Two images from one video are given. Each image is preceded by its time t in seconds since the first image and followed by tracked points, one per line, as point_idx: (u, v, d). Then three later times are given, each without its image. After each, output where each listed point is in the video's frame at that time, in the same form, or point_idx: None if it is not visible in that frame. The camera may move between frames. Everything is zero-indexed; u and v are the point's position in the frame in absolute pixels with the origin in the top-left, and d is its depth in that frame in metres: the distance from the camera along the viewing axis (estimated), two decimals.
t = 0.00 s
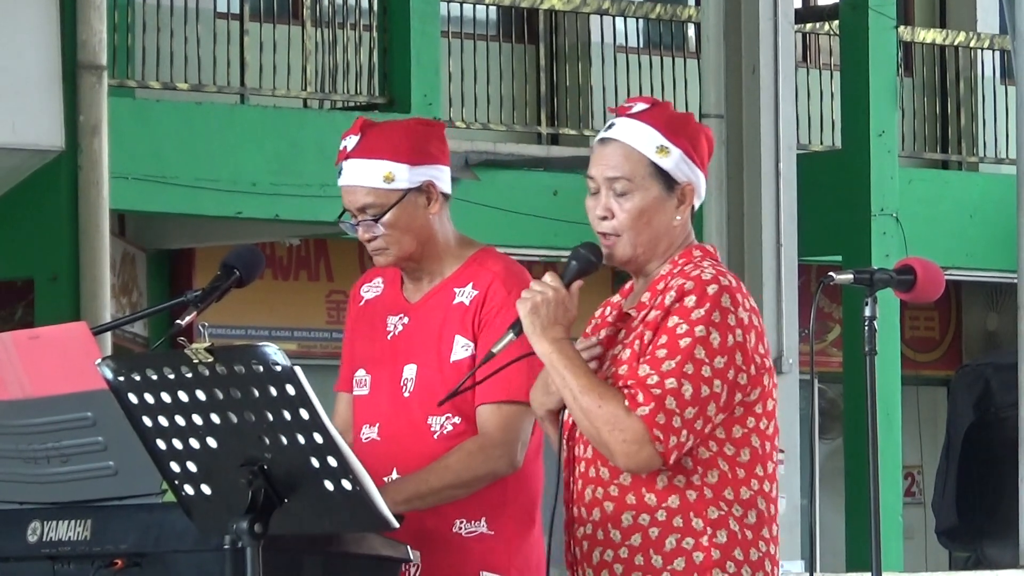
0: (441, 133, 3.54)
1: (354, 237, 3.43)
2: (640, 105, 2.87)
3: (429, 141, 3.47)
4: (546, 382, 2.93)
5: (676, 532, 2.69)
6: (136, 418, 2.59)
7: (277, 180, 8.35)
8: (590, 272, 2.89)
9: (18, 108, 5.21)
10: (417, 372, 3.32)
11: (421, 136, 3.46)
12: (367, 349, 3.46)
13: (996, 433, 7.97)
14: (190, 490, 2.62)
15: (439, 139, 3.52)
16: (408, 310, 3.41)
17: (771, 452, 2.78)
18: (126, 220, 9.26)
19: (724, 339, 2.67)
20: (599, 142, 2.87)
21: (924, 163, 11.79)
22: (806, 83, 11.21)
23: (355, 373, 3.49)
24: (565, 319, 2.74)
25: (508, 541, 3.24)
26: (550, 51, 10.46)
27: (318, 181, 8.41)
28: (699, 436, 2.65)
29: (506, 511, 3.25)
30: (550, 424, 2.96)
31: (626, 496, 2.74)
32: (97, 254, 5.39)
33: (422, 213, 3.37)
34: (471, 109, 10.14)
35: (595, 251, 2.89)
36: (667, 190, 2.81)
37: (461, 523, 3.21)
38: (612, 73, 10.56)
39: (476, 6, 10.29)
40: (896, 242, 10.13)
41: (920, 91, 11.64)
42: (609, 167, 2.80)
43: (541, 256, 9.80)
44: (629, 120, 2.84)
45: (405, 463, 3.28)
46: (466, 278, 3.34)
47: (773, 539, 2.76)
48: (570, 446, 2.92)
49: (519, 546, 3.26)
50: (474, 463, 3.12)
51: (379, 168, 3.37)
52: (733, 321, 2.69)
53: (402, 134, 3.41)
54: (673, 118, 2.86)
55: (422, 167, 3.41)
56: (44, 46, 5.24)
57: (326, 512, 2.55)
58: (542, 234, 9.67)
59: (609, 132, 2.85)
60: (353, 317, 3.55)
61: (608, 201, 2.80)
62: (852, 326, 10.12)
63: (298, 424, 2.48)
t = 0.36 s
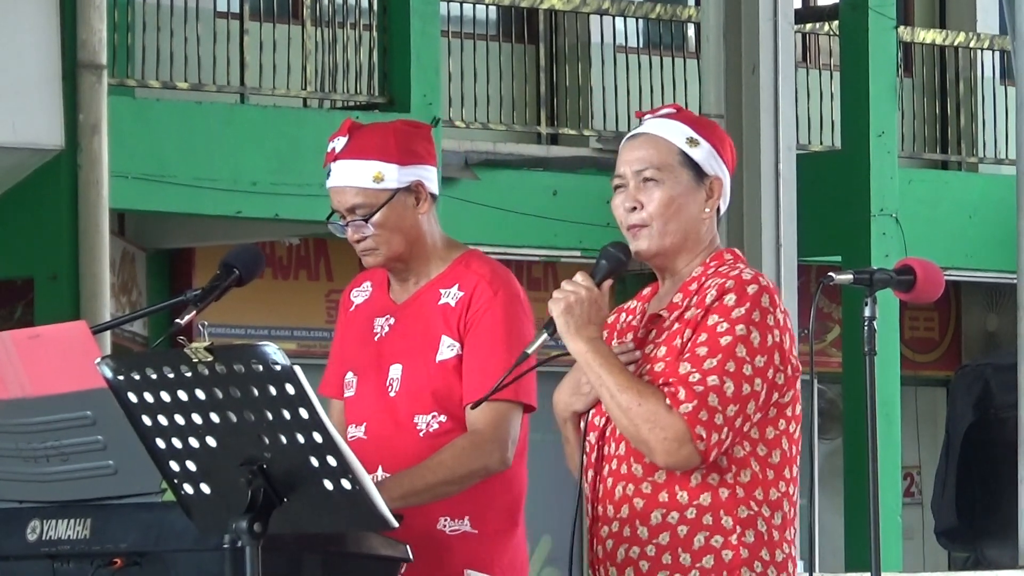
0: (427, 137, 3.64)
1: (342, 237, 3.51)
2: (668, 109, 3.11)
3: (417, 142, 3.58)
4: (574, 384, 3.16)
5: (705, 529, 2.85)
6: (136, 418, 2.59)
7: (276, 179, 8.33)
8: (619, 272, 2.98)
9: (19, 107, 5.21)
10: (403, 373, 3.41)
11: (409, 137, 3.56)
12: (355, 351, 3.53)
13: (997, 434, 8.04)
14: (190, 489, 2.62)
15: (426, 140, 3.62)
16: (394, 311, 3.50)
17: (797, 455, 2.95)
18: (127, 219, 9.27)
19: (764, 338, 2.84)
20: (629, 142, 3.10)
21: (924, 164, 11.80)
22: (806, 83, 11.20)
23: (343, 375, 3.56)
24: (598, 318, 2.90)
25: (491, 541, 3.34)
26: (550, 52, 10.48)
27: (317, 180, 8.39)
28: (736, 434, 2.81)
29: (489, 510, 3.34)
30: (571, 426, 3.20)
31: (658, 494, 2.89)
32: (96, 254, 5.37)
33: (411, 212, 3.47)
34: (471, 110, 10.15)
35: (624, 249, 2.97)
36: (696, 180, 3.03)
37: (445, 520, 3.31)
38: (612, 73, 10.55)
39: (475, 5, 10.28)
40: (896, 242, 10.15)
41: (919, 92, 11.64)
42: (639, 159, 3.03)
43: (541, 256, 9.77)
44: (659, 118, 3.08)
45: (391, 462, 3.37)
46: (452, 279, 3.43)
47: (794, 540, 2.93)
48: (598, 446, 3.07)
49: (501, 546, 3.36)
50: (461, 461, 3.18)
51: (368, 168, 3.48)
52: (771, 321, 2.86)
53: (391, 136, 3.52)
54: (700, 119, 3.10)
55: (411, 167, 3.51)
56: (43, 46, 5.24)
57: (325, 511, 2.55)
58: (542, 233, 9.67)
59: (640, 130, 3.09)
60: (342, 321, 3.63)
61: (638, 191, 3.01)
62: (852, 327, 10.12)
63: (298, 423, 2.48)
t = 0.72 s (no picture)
0: (417, 135, 3.67)
1: (333, 237, 3.53)
2: (678, 112, 3.15)
3: (408, 142, 3.60)
4: (586, 383, 3.15)
5: (722, 525, 2.88)
6: (135, 418, 2.59)
7: (276, 179, 8.33)
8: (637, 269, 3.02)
9: (19, 107, 5.21)
10: (390, 374, 3.44)
11: (400, 137, 3.59)
12: (343, 353, 3.56)
13: (995, 436, 8.14)
14: (189, 489, 2.62)
15: (416, 139, 3.65)
16: (383, 312, 3.53)
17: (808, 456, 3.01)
18: (126, 219, 9.28)
19: (787, 335, 2.90)
20: (639, 144, 3.13)
21: (924, 164, 11.80)
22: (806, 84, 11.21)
23: (331, 377, 3.57)
24: (618, 314, 2.94)
25: (475, 540, 3.38)
26: (550, 52, 10.46)
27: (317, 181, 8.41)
28: (758, 429, 2.86)
29: (474, 510, 3.38)
30: (580, 427, 3.20)
31: (676, 489, 2.93)
32: (96, 253, 5.39)
33: (403, 212, 3.50)
34: (471, 110, 10.15)
35: (639, 247, 3.01)
36: (709, 181, 3.05)
37: (428, 521, 3.35)
38: (612, 74, 10.55)
39: (475, 5, 10.28)
40: (896, 244, 10.16)
41: (920, 92, 11.62)
42: (650, 161, 3.05)
43: (540, 256, 9.78)
44: (671, 121, 3.11)
45: (377, 463, 3.40)
46: (441, 279, 3.46)
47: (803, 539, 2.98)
48: (613, 442, 3.11)
49: (484, 545, 3.40)
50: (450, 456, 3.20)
51: (361, 167, 3.50)
52: (794, 319, 2.93)
53: (383, 135, 3.54)
54: (712, 122, 3.14)
55: (402, 166, 3.54)
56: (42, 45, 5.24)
57: (325, 512, 2.55)
58: (541, 234, 9.68)
59: (651, 132, 3.12)
60: (333, 324, 3.66)
61: (651, 192, 3.03)
62: (852, 328, 10.13)
63: (297, 424, 2.49)
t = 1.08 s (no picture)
0: (412, 136, 3.68)
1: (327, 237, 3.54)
2: (671, 116, 3.14)
3: (403, 141, 3.61)
4: (587, 385, 3.16)
5: (725, 526, 2.89)
6: (134, 416, 2.60)
7: (276, 178, 8.33)
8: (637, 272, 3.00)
9: (17, 104, 5.21)
10: (390, 373, 3.44)
11: (395, 136, 3.60)
12: (340, 353, 3.55)
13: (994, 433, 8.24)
14: (187, 487, 2.62)
15: (411, 139, 3.66)
16: (380, 311, 3.52)
17: (807, 458, 3.02)
18: (125, 218, 9.28)
19: (788, 337, 2.91)
20: (632, 149, 3.12)
21: (923, 164, 11.81)
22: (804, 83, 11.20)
23: (329, 378, 3.55)
24: (619, 318, 2.93)
25: (479, 536, 3.38)
26: (549, 51, 10.46)
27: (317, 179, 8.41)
28: (760, 430, 2.87)
29: (478, 508, 3.39)
30: (580, 431, 3.20)
31: (679, 490, 2.92)
32: (94, 251, 5.39)
33: (398, 210, 3.51)
34: (470, 108, 10.15)
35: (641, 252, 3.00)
36: (698, 188, 3.04)
37: (434, 519, 3.35)
38: (611, 73, 10.55)
39: (474, 4, 10.29)
40: (894, 244, 10.17)
41: (919, 92, 11.62)
42: (640, 168, 3.04)
43: (539, 255, 9.78)
44: (661, 127, 3.10)
45: (380, 462, 3.39)
46: (438, 277, 3.47)
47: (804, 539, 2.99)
48: (613, 444, 3.10)
49: (489, 542, 3.40)
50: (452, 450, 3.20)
51: (356, 165, 3.51)
52: (794, 321, 2.94)
53: (378, 134, 3.56)
54: (704, 125, 3.12)
55: (397, 165, 3.55)
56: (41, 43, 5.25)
57: (324, 510, 2.55)
58: (539, 233, 9.68)
59: (642, 137, 3.11)
60: (326, 324, 3.65)
61: (641, 202, 3.03)
62: (851, 327, 10.13)
63: (296, 422, 2.48)
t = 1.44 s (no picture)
0: (422, 135, 3.69)
1: (334, 232, 3.55)
2: (675, 112, 3.13)
3: (411, 140, 3.63)
4: (579, 384, 3.19)
5: (710, 529, 2.89)
6: (133, 415, 2.60)
7: (276, 178, 8.33)
8: (631, 270, 3.00)
9: (17, 104, 5.21)
10: (394, 373, 3.44)
11: (403, 135, 3.62)
12: (347, 353, 3.56)
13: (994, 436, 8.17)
14: (187, 487, 2.63)
15: (420, 138, 3.68)
16: (385, 311, 3.52)
17: (803, 459, 3.00)
18: (124, 217, 9.28)
19: (772, 340, 2.89)
20: (633, 146, 3.12)
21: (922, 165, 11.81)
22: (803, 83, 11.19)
23: (335, 377, 3.57)
24: (607, 317, 2.96)
25: (482, 537, 3.38)
26: (548, 53, 10.40)
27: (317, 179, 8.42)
28: (742, 434, 2.86)
29: (480, 509, 3.39)
30: (578, 425, 3.21)
31: (664, 493, 2.92)
32: (93, 250, 5.40)
33: (404, 209, 3.51)
34: (469, 108, 10.15)
35: (636, 250, 3.00)
36: (696, 188, 3.04)
37: (438, 519, 3.35)
38: (611, 73, 10.55)
39: (474, 4, 10.29)
40: (894, 244, 10.16)
41: (919, 92, 11.65)
42: (638, 167, 3.04)
43: (539, 255, 9.80)
44: (662, 124, 3.10)
45: (382, 462, 3.39)
46: (442, 277, 3.47)
47: (797, 540, 2.97)
48: (604, 444, 3.11)
49: (492, 544, 3.40)
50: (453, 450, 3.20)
51: (363, 161, 3.53)
52: (780, 324, 2.91)
53: (387, 131, 3.58)
54: (705, 123, 3.12)
55: (405, 163, 3.56)
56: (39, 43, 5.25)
57: (324, 510, 2.55)
58: (537, 231, 9.68)
59: (643, 135, 3.11)
60: (335, 324, 3.66)
61: (638, 201, 3.03)
62: (850, 326, 10.13)
63: (295, 421, 2.48)
